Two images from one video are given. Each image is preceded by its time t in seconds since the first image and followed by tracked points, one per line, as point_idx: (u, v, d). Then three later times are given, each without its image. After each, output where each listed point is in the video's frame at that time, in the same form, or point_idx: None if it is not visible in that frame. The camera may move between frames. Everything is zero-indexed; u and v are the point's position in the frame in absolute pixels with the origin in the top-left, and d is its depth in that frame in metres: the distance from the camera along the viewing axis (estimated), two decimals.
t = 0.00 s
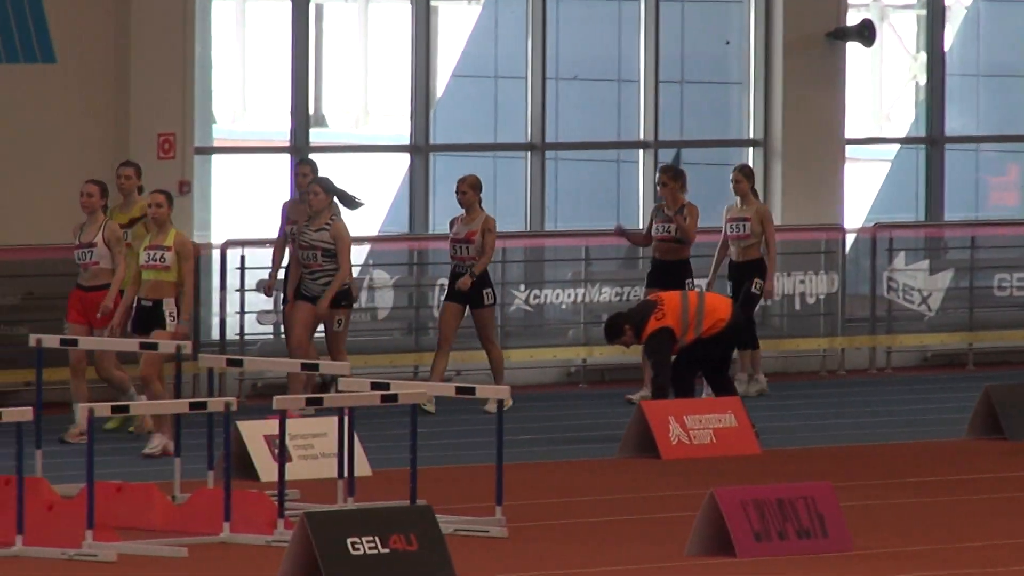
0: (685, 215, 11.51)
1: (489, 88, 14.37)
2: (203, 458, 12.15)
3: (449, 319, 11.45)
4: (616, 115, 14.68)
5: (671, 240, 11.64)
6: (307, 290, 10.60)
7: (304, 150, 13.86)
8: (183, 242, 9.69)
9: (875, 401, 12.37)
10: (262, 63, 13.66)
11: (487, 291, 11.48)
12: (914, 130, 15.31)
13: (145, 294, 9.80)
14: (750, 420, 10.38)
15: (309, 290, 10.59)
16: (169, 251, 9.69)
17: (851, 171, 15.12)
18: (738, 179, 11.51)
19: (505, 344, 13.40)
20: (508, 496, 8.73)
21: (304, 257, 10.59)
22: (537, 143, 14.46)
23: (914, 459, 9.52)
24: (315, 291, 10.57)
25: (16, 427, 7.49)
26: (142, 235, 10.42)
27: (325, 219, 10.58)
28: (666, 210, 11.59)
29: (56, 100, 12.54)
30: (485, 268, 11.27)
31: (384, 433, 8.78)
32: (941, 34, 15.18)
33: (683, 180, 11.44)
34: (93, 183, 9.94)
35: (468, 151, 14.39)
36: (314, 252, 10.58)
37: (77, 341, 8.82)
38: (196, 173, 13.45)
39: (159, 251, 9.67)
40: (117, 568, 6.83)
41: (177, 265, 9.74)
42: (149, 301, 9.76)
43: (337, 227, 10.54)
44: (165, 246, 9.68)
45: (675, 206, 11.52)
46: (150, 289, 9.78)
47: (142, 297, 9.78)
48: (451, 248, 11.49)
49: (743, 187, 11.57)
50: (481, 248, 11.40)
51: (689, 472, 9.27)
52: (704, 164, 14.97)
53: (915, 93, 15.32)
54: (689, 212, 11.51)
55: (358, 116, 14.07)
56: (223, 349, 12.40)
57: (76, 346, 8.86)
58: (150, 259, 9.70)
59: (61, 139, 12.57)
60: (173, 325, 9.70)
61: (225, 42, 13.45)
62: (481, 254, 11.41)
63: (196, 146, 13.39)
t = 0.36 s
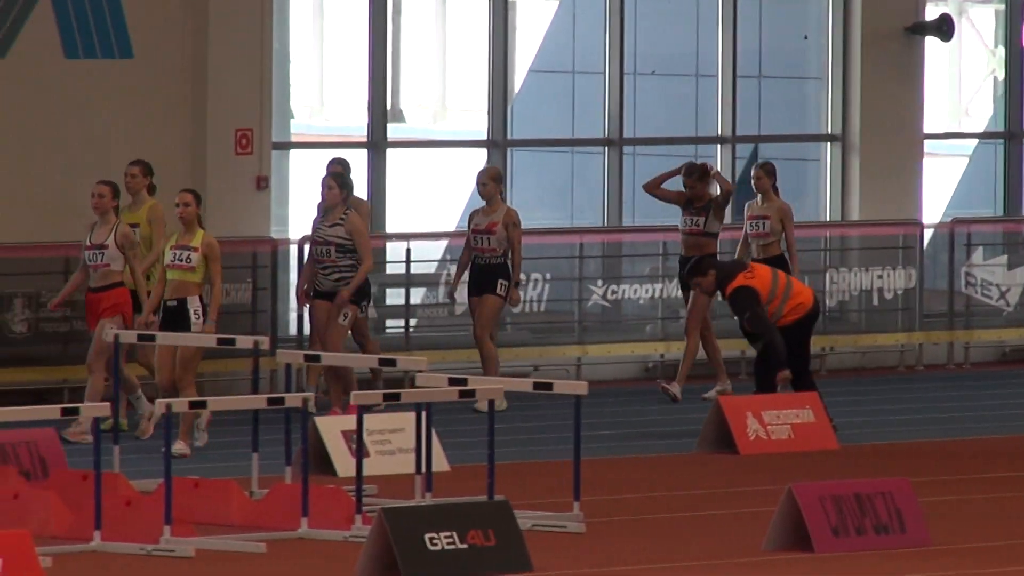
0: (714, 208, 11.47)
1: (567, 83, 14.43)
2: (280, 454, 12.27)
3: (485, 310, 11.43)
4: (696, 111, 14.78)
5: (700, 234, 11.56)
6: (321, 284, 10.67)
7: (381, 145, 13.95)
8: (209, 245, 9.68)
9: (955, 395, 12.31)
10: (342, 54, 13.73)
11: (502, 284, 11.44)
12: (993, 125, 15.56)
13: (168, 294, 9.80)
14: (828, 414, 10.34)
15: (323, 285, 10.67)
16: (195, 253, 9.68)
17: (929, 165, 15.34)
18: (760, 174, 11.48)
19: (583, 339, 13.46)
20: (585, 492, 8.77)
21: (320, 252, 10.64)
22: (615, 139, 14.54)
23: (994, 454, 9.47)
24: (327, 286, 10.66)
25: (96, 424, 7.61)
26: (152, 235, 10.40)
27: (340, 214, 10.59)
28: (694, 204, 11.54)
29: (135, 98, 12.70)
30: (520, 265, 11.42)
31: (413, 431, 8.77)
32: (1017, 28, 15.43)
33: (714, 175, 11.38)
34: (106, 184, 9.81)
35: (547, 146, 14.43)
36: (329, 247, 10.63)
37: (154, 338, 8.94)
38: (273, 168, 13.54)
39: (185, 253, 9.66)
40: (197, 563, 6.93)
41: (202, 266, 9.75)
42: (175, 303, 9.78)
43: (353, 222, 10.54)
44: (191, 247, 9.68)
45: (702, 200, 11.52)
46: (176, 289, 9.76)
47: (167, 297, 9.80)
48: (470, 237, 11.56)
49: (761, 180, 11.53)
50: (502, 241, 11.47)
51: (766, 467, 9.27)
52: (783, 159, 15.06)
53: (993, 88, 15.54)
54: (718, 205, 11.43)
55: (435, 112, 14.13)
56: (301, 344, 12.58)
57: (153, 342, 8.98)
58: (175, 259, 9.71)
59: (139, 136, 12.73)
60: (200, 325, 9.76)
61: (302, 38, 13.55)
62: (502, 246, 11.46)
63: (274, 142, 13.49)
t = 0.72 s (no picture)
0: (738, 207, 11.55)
1: (638, 84, 14.55)
2: (352, 454, 12.38)
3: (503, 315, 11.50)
4: (766, 112, 14.92)
5: (722, 231, 11.62)
6: (333, 293, 10.64)
7: (452, 146, 14.04)
8: (226, 250, 9.67)
9: None
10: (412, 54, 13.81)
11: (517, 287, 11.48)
12: None
13: (190, 302, 9.71)
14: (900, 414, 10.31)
15: (334, 294, 10.63)
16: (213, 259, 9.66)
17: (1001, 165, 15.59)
18: (772, 180, 11.61)
19: (654, 340, 13.51)
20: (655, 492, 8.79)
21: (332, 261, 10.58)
22: (686, 139, 14.68)
23: None
24: (338, 294, 10.60)
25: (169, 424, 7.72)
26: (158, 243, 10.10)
27: (354, 223, 10.55)
28: (718, 202, 11.65)
29: (206, 99, 12.87)
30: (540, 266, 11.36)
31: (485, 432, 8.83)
32: None
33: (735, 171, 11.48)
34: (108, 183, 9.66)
35: (617, 147, 14.54)
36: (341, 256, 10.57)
37: (226, 338, 9.06)
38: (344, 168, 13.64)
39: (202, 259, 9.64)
40: (269, 564, 7.01)
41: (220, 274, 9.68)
42: (194, 308, 9.67)
43: (366, 230, 10.51)
44: (209, 254, 9.66)
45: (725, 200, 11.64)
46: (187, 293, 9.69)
47: (187, 305, 9.73)
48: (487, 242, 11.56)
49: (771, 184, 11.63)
50: (519, 244, 11.46)
51: (837, 467, 9.26)
52: (854, 160, 15.22)
53: None
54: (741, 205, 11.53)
55: (507, 112, 14.23)
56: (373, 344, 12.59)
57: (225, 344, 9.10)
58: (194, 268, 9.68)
59: (209, 138, 12.90)
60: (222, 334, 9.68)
61: (373, 40, 13.67)
62: (519, 251, 11.47)
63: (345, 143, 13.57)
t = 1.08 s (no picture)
0: (750, 205, 11.27)
1: (702, 83, 14.66)
2: (417, 454, 12.48)
3: (500, 318, 11.42)
4: (831, 111, 14.95)
5: (733, 229, 11.36)
6: (337, 299, 10.65)
7: (516, 145, 14.12)
8: (235, 248, 9.51)
9: None
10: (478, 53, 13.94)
11: (531, 293, 11.40)
12: None
13: (198, 300, 9.56)
14: (966, 413, 10.28)
15: (338, 298, 10.64)
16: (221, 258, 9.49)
17: None
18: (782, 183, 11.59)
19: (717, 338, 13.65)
20: (719, 491, 8.82)
21: (333, 266, 10.53)
22: (750, 139, 14.74)
23: None
24: (344, 299, 10.63)
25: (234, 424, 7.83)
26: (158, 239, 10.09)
27: (353, 227, 10.46)
28: (729, 202, 11.36)
29: (269, 101, 13.02)
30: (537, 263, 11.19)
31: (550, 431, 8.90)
32: None
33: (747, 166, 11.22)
34: (99, 181, 9.67)
35: (680, 146, 14.65)
36: (341, 260, 10.53)
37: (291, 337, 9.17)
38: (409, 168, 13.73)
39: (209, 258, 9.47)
40: (334, 564, 7.10)
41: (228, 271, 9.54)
42: (203, 308, 9.55)
43: (364, 233, 10.41)
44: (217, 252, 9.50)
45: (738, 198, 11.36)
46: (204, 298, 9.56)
47: (195, 304, 9.58)
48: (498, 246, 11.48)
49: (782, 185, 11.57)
50: (526, 249, 11.39)
51: (901, 467, 9.25)
52: (916, 159, 15.29)
53: None
54: (754, 202, 11.26)
55: (571, 112, 14.33)
56: (437, 344, 12.76)
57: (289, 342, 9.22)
58: (201, 266, 9.52)
59: (272, 139, 13.07)
60: (226, 334, 9.48)
61: (438, 38, 13.77)
62: (527, 255, 11.38)
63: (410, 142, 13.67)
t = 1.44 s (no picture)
0: (771, 206, 11.66)
1: (771, 81, 14.77)
2: (484, 452, 12.56)
3: (524, 318, 11.31)
4: (900, 110, 15.15)
5: (753, 232, 11.73)
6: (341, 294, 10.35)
7: (585, 143, 14.27)
8: (246, 244, 9.57)
9: None
10: (549, 50, 14.05)
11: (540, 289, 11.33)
12: None
13: (210, 297, 9.58)
14: None
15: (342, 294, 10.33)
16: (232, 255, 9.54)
17: None
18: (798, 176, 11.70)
19: (789, 338, 13.47)
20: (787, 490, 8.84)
21: (337, 259, 10.25)
22: (819, 137, 14.92)
23: None
24: (346, 295, 10.30)
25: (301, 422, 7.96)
26: (159, 235, 10.06)
27: (360, 220, 10.18)
28: (749, 205, 11.76)
29: (338, 98, 13.21)
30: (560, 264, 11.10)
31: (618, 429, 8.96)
32: None
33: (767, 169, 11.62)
34: (96, 179, 9.85)
35: (748, 145, 14.77)
36: (346, 254, 10.24)
37: (359, 336, 9.26)
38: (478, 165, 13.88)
39: (221, 255, 9.53)
40: (402, 560, 7.20)
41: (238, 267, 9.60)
42: (215, 304, 9.56)
43: (372, 228, 10.15)
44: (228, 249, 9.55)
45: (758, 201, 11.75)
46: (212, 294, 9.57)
47: (207, 301, 9.58)
48: (510, 246, 11.41)
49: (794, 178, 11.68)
50: (540, 248, 11.25)
51: (969, 465, 9.24)
52: (984, 157, 15.54)
53: None
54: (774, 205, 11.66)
55: (640, 110, 14.44)
56: (506, 342, 12.84)
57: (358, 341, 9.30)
58: (214, 262, 9.57)
59: (341, 137, 13.24)
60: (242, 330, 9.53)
61: (507, 35, 13.89)
62: (540, 254, 11.27)
63: (479, 140, 13.82)
